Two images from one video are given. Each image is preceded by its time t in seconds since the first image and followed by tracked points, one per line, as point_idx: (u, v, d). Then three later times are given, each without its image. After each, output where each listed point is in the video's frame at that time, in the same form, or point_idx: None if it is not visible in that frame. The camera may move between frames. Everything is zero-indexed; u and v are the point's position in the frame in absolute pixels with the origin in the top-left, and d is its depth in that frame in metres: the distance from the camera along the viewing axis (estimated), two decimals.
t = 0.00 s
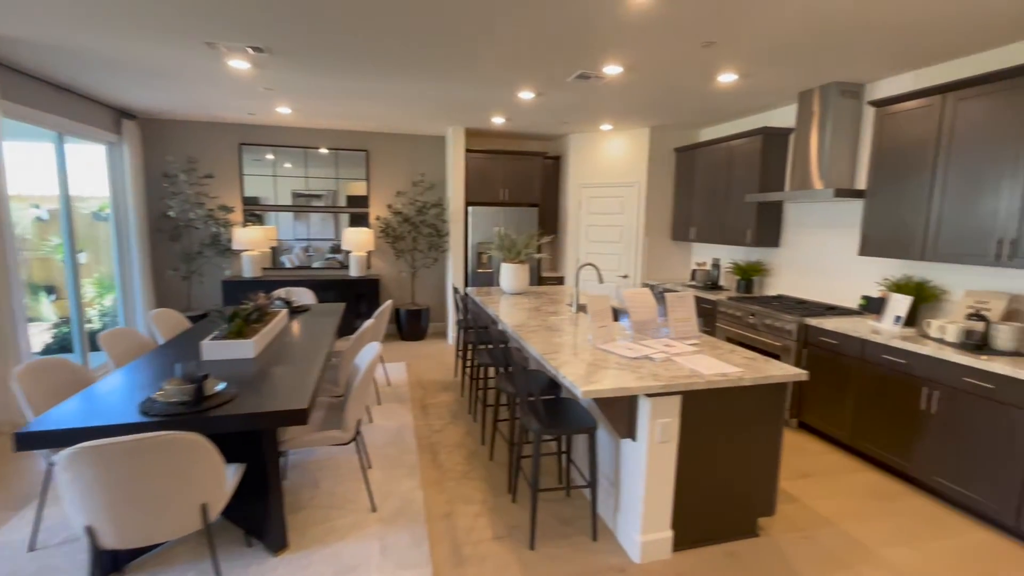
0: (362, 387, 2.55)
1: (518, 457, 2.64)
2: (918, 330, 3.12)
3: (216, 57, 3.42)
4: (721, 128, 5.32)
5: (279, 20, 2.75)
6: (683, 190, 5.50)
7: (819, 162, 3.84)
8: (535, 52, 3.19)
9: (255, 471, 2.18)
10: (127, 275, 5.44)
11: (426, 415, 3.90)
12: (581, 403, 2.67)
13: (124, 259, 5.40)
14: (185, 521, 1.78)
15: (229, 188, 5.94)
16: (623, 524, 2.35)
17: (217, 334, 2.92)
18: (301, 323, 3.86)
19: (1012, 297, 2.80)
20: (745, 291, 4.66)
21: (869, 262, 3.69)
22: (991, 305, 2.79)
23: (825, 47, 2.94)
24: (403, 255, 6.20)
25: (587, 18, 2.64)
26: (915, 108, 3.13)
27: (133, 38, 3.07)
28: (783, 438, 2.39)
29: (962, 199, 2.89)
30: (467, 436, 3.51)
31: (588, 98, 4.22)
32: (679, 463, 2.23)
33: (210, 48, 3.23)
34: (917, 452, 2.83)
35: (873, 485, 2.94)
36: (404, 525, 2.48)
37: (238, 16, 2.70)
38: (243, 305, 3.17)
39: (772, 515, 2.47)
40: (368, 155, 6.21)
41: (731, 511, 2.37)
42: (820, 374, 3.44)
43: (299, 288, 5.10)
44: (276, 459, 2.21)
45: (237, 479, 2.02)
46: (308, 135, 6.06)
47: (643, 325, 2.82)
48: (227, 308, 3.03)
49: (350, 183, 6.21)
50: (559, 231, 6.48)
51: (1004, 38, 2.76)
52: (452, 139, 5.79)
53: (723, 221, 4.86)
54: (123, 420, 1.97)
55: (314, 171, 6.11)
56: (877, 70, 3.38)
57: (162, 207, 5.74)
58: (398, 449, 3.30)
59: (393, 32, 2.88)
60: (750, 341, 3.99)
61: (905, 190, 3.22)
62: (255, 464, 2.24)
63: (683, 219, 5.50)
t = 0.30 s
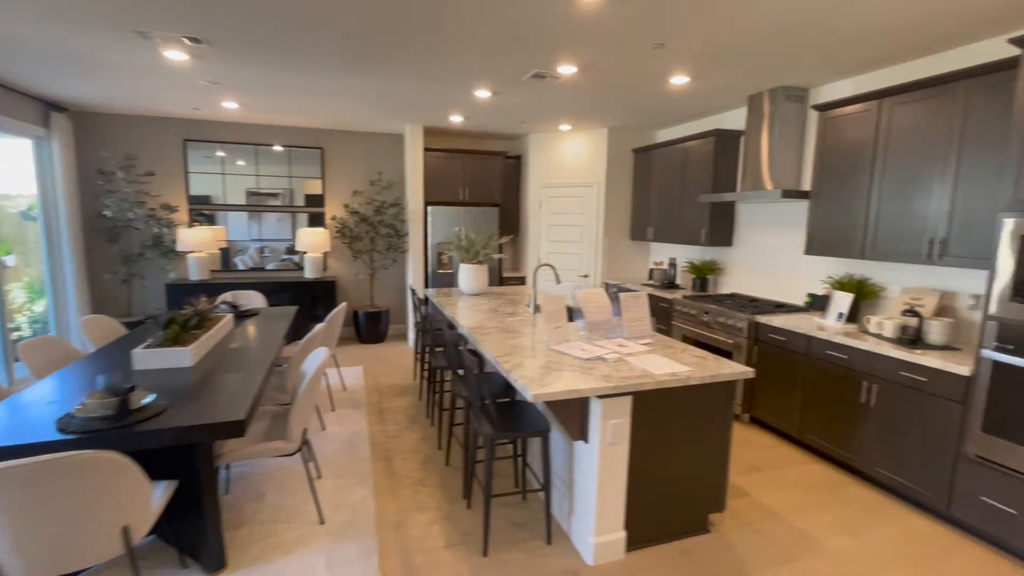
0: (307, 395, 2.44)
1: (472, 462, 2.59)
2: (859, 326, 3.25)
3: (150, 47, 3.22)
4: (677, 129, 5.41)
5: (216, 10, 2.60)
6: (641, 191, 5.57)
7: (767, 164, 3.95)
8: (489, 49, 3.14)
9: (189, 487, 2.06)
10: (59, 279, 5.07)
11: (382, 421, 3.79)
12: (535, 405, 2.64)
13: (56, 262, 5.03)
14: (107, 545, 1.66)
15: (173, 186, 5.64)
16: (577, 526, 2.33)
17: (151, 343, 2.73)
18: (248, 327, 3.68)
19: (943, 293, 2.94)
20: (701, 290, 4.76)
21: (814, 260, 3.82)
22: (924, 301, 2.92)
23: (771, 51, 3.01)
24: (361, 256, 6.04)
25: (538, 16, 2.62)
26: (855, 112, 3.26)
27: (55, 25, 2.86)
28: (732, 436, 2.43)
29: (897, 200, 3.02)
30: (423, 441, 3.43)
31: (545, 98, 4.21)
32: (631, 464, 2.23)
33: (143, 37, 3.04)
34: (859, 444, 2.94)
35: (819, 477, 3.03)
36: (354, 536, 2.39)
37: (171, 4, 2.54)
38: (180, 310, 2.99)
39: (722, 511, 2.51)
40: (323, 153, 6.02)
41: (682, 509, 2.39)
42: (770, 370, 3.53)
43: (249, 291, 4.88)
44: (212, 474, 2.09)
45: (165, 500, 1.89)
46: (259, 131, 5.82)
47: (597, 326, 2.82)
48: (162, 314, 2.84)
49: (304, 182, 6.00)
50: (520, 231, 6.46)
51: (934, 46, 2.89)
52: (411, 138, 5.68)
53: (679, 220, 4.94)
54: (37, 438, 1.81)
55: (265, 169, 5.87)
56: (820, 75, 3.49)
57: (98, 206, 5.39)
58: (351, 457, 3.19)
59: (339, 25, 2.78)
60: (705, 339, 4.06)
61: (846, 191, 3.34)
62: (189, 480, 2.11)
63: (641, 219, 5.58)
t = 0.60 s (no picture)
0: (247, 404, 2.31)
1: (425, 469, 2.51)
2: (806, 323, 3.34)
3: (74, 33, 2.99)
4: (634, 130, 5.47)
5: None
6: (600, 190, 5.60)
7: (720, 164, 4.02)
8: (442, 44, 3.07)
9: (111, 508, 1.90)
10: None
11: (335, 427, 3.66)
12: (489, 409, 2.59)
13: None
14: None
15: (110, 183, 5.29)
16: (532, 530, 2.29)
17: (73, 352, 2.53)
18: (188, 332, 3.48)
19: (882, 290, 3.06)
20: (658, 288, 4.82)
21: (765, 259, 3.92)
22: (865, 298, 3.03)
23: (721, 53, 3.06)
24: (316, 256, 5.85)
25: (489, 11, 2.56)
26: (800, 115, 3.36)
27: None
28: (685, 434, 2.44)
29: (840, 200, 3.12)
30: (377, 448, 3.32)
31: (502, 96, 4.17)
32: (584, 465, 2.21)
33: (65, 22, 2.81)
34: (807, 437, 3.02)
35: (770, 471, 3.10)
36: (298, 552, 2.28)
37: None
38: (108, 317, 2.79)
39: (676, 508, 2.52)
40: (274, 150, 5.78)
41: (636, 509, 2.39)
42: (723, 367, 3.60)
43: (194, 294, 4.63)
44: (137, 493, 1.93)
45: (80, 524, 1.73)
46: (204, 126, 5.54)
47: (552, 326, 2.79)
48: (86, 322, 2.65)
49: (254, 179, 5.75)
50: (481, 231, 6.40)
51: (873, 52, 3.00)
52: (367, 135, 5.53)
53: (636, 220, 4.99)
54: None
55: (212, 165, 5.60)
56: (768, 78, 3.58)
57: (23, 204, 5.01)
58: (299, 467, 3.05)
59: (280, 14, 2.64)
60: (662, 337, 4.10)
61: (793, 191, 3.43)
62: (112, 500, 1.94)
63: (600, 218, 5.61)
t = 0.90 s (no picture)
0: (177, 416, 2.14)
1: (375, 479, 2.41)
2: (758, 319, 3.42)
3: None
4: (594, 129, 5.48)
5: None
6: (561, 189, 5.59)
7: (676, 164, 4.06)
8: (391, 37, 2.96)
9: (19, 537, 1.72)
10: None
11: (285, 436, 3.49)
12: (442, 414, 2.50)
13: None
14: None
15: (36, 179, 4.91)
16: (486, 537, 2.23)
17: None
18: (121, 338, 3.24)
19: (828, 287, 3.15)
20: (618, 287, 4.84)
21: (719, 258, 3.99)
22: (813, 295, 3.12)
23: (674, 53, 3.07)
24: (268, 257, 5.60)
25: (439, 4, 2.48)
26: (751, 116, 3.42)
27: None
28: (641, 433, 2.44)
29: (788, 199, 3.20)
30: (329, 457, 3.19)
31: (458, 92, 4.08)
32: (538, 468, 2.16)
33: None
34: (759, 433, 3.08)
35: (725, 467, 3.14)
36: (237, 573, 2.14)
37: None
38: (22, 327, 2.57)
39: (633, 508, 2.51)
40: (221, 146, 5.50)
41: (593, 510, 2.36)
42: (680, 364, 3.63)
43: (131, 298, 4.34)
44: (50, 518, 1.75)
45: None
46: (143, 120, 5.22)
47: (507, 327, 2.73)
48: None
49: (199, 176, 5.45)
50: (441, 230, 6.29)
51: (818, 55, 3.08)
52: (321, 131, 5.34)
53: (596, 219, 5.00)
54: None
55: (152, 161, 5.28)
56: (720, 79, 3.64)
57: None
58: (243, 480, 2.89)
59: None
60: (621, 337, 4.11)
61: (745, 191, 3.49)
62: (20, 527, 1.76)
63: (561, 218, 5.60)
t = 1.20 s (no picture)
0: (99, 434, 1.96)
1: (321, 493, 2.28)
2: (714, 318, 3.46)
3: None
4: (554, 129, 5.46)
5: None
6: (522, 189, 5.55)
7: (634, 164, 4.07)
8: (340, 29, 2.83)
9: None
10: None
11: (231, 448, 3.31)
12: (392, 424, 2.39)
13: None
14: None
15: None
16: (440, 549, 2.15)
17: None
18: (44, 348, 2.98)
19: (780, 286, 3.22)
20: (579, 287, 4.83)
21: (677, 257, 4.02)
22: (766, 294, 3.19)
23: (631, 52, 3.07)
24: (216, 258, 5.32)
25: None
26: (706, 117, 3.45)
27: None
28: (598, 436, 2.41)
29: (742, 200, 3.24)
30: (278, 469, 3.03)
31: (414, 88, 3.97)
32: (492, 477, 2.09)
33: None
34: (716, 431, 3.11)
35: (684, 465, 3.16)
36: None
37: None
38: None
39: (591, 512, 2.48)
40: (163, 141, 5.19)
41: (550, 516, 2.31)
42: (639, 364, 3.64)
43: (60, 304, 4.02)
44: None
45: None
46: (75, 112, 4.86)
47: (462, 330, 2.66)
48: None
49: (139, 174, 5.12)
50: (401, 230, 6.14)
51: (769, 57, 3.13)
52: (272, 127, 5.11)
53: (557, 219, 4.98)
54: None
55: (86, 157, 4.92)
56: (676, 80, 3.66)
57: None
58: (182, 498, 2.70)
59: None
60: (582, 337, 4.09)
61: (700, 191, 3.52)
62: None
63: (523, 217, 5.56)
